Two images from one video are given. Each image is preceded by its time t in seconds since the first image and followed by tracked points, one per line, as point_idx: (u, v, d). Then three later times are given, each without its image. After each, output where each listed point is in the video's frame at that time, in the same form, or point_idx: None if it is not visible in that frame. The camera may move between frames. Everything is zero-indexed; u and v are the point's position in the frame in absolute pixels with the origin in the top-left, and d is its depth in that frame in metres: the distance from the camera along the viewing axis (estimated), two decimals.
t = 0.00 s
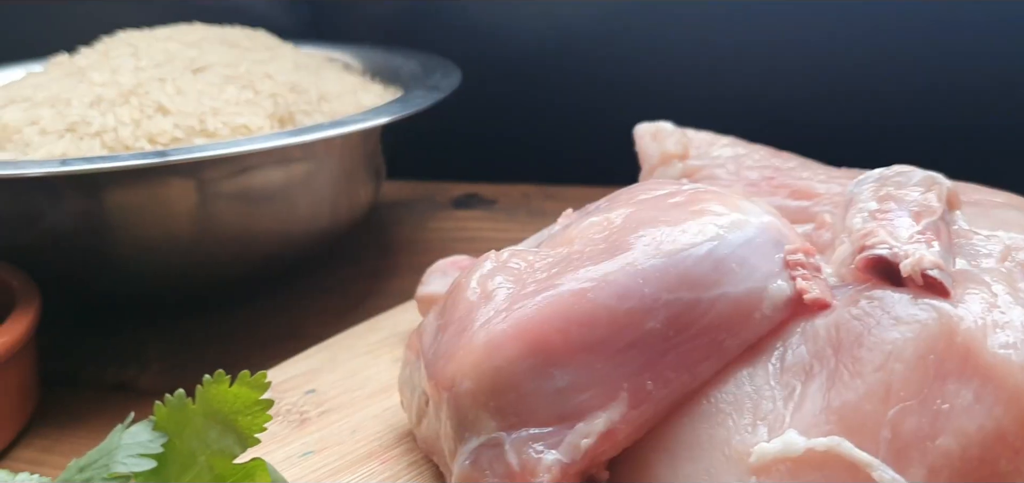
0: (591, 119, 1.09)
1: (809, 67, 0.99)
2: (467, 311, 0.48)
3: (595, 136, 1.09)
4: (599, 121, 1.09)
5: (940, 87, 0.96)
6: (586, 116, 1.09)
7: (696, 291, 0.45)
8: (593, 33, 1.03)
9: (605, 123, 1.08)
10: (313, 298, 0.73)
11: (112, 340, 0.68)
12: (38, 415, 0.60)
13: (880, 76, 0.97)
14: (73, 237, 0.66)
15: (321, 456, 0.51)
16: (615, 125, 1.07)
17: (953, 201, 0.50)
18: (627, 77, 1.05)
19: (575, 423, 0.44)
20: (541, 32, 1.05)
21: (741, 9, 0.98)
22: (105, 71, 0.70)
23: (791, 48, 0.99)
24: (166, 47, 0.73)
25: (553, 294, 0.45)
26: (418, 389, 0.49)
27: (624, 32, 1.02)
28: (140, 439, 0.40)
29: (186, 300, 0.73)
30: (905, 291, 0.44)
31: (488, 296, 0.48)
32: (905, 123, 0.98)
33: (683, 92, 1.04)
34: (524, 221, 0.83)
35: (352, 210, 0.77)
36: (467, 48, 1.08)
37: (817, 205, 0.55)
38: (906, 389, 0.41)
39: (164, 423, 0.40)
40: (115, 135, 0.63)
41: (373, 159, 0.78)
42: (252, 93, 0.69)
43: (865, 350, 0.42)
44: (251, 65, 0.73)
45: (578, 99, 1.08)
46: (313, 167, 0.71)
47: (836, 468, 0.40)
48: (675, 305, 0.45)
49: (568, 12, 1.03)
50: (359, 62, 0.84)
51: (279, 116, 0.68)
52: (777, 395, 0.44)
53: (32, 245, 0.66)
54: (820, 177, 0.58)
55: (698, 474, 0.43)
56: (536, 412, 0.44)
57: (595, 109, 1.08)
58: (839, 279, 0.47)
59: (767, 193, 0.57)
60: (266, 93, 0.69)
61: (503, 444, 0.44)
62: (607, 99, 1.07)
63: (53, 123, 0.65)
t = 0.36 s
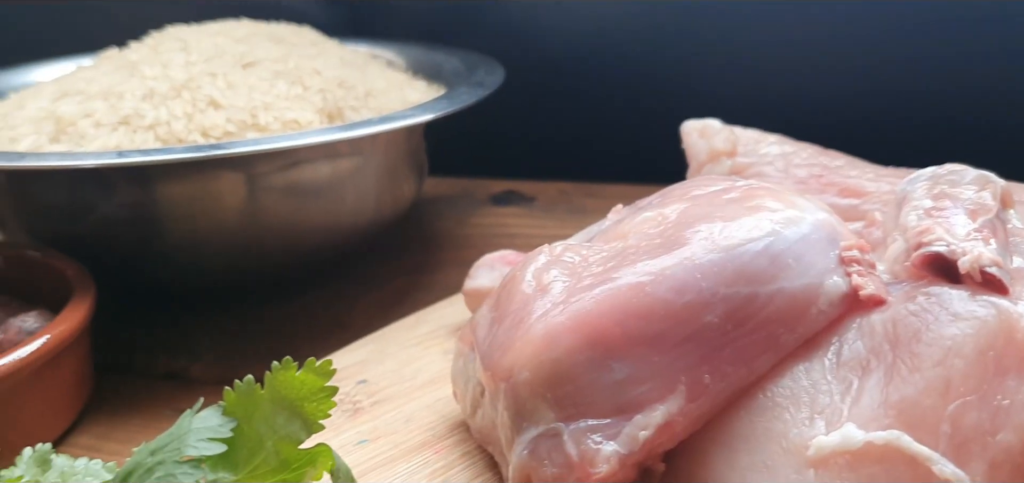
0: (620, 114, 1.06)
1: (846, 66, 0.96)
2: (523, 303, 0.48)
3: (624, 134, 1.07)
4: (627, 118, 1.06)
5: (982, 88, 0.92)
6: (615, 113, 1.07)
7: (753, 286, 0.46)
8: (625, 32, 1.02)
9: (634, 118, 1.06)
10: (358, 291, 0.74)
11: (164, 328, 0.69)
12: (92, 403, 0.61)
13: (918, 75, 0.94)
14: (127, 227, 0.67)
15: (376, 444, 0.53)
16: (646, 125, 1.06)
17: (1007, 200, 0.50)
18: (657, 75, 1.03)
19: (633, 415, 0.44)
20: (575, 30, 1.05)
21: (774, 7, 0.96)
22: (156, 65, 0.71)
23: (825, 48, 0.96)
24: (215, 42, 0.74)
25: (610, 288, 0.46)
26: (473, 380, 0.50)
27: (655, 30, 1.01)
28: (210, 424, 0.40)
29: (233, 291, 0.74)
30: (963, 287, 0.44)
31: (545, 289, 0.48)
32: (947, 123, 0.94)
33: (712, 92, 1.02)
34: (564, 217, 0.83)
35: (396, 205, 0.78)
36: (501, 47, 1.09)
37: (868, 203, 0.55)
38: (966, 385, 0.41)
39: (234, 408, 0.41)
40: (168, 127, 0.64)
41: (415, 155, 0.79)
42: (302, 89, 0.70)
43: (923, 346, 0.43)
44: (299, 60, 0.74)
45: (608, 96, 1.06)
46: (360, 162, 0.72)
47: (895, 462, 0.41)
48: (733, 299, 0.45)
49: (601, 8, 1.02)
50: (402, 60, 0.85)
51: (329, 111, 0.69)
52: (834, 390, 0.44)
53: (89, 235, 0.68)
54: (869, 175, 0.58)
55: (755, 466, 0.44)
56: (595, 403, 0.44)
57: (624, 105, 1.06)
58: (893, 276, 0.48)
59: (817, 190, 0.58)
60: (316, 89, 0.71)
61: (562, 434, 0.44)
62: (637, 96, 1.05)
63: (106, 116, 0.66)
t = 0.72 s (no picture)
0: (652, 115, 1.08)
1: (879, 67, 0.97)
2: (579, 295, 0.49)
3: (658, 133, 1.09)
4: (661, 117, 1.07)
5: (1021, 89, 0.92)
6: (648, 112, 1.08)
7: (809, 280, 0.47)
8: (660, 32, 1.03)
9: (667, 118, 1.07)
10: (403, 285, 0.75)
11: (215, 318, 0.71)
12: (146, 391, 0.62)
13: (951, 77, 0.94)
14: (181, 220, 0.69)
15: (429, 432, 0.54)
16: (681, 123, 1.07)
17: None
18: (691, 75, 1.04)
19: (689, 406, 0.45)
20: (609, 30, 1.05)
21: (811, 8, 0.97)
22: (209, 61, 0.73)
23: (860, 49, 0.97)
24: (265, 38, 0.76)
25: (666, 281, 0.46)
26: (527, 370, 0.51)
27: (687, 31, 1.02)
28: (280, 408, 0.42)
29: (280, 283, 0.76)
30: (1019, 285, 0.45)
31: (599, 282, 0.49)
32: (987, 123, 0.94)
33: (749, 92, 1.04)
34: (602, 215, 0.84)
35: (439, 200, 0.79)
36: (537, 46, 1.10)
37: (914, 202, 0.55)
38: None
39: (302, 393, 0.42)
40: (222, 121, 0.66)
41: (459, 151, 0.80)
42: (351, 85, 0.72)
43: (980, 341, 0.43)
44: (348, 57, 0.76)
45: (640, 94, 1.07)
46: (407, 158, 0.74)
47: (952, 454, 0.41)
48: (789, 294, 0.46)
49: (635, 7, 1.03)
50: (443, 57, 0.86)
51: (377, 107, 0.70)
52: (888, 384, 0.45)
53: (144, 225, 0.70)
54: (915, 175, 0.58)
55: (809, 458, 0.44)
56: (652, 393, 0.45)
57: (657, 105, 1.07)
58: (944, 274, 0.49)
59: (863, 189, 0.58)
60: (364, 85, 0.72)
61: (619, 424, 0.45)
62: (670, 96, 1.06)
63: (161, 109, 0.68)
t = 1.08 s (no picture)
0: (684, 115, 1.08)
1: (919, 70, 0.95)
2: (634, 290, 0.49)
3: (689, 133, 1.08)
4: (693, 116, 1.07)
5: None
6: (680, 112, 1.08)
7: (865, 277, 0.47)
8: (694, 31, 1.03)
9: (698, 118, 1.07)
10: (446, 280, 0.76)
11: (263, 310, 0.73)
12: (198, 381, 0.64)
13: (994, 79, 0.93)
14: (229, 212, 0.70)
15: (480, 423, 0.54)
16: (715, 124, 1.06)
17: None
18: (723, 74, 1.04)
19: (746, 401, 0.45)
20: (642, 30, 1.05)
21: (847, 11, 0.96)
22: (256, 56, 0.74)
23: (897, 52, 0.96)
24: (311, 35, 0.77)
25: (724, 277, 0.47)
26: (580, 364, 0.51)
27: (721, 31, 1.02)
28: (345, 396, 0.42)
29: (323, 277, 0.76)
30: None
31: (654, 277, 0.49)
32: None
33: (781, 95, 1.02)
34: (641, 213, 0.85)
35: (480, 196, 0.79)
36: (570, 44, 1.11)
37: (964, 201, 0.55)
38: None
39: (366, 381, 0.43)
40: (272, 116, 0.67)
41: (500, 148, 0.80)
42: (397, 82, 0.73)
43: None
44: (392, 55, 0.76)
45: (671, 94, 1.07)
46: (450, 154, 0.74)
47: (1011, 450, 0.41)
48: (845, 290, 0.47)
49: (669, 5, 1.03)
50: (484, 55, 0.87)
51: (422, 103, 0.71)
52: (945, 381, 0.45)
53: (193, 217, 0.71)
54: (965, 175, 0.58)
55: (866, 453, 0.45)
56: (709, 388, 0.45)
57: (689, 104, 1.07)
58: (998, 272, 0.49)
59: (912, 188, 0.58)
60: (410, 82, 0.73)
61: (676, 418, 0.45)
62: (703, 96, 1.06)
63: (211, 104, 0.69)
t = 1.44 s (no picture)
0: (725, 114, 1.08)
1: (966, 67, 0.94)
2: (703, 284, 0.50)
3: (731, 131, 1.08)
4: (733, 115, 1.07)
5: None
6: (721, 110, 1.08)
7: (936, 273, 0.47)
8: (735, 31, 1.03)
9: (738, 117, 1.07)
10: (497, 274, 0.76)
11: (321, 301, 0.74)
12: (262, 370, 0.65)
13: None
14: (288, 206, 0.72)
15: (544, 415, 0.54)
16: (757, 122, 1.06)
17: None
18: (766, 73, 1.04)
19: (818, 394, 0.45)
20: (684, 30, 1.06)
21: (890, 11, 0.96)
22: (314, 53, 0.75)
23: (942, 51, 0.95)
24: (367, 32, 0.78)
25: (795, 271, 0.47)
26: (647, 357, 0.51)
27: (764, 31, 1.02)
28: (424, 382, 0.43)
29: (376, 270, 0.77)
30: None
31: (724, 271, 0.50)
32: None
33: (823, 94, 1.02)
34: (689, 211, 0.85)
35: (532, 192, 0.80)
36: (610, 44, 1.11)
37: None
38: None
39: (444, 369, 0.44)
40: (333, 112, 0.69)
41: (552, 145, 0.80)
42: (453, 78, 0.73)
43: None
44: (447, 52, 0.77)
45: (713, 93, 1.07)
46: (504, 150, 0.74)
47: None
48: (916, 285, 0.47)
49: (711, 4, 1.03)
50: (534, 53, 0.87)
51: (478, 100, 0.71)
52: (1018, 376, 0.45)
53: (253, 210, 0.73)
54: None
55: (938, 447, 0.45)
56: (781, 380, 0.46)
57: (730, 103, 1.07)
58: None
59: (974, 186, 0.57)
60: (465, 78, 0.73)
61: (748, 410, 0.46)
62: (745, 95, 1.06)
63: (273, 100, 0.70)
